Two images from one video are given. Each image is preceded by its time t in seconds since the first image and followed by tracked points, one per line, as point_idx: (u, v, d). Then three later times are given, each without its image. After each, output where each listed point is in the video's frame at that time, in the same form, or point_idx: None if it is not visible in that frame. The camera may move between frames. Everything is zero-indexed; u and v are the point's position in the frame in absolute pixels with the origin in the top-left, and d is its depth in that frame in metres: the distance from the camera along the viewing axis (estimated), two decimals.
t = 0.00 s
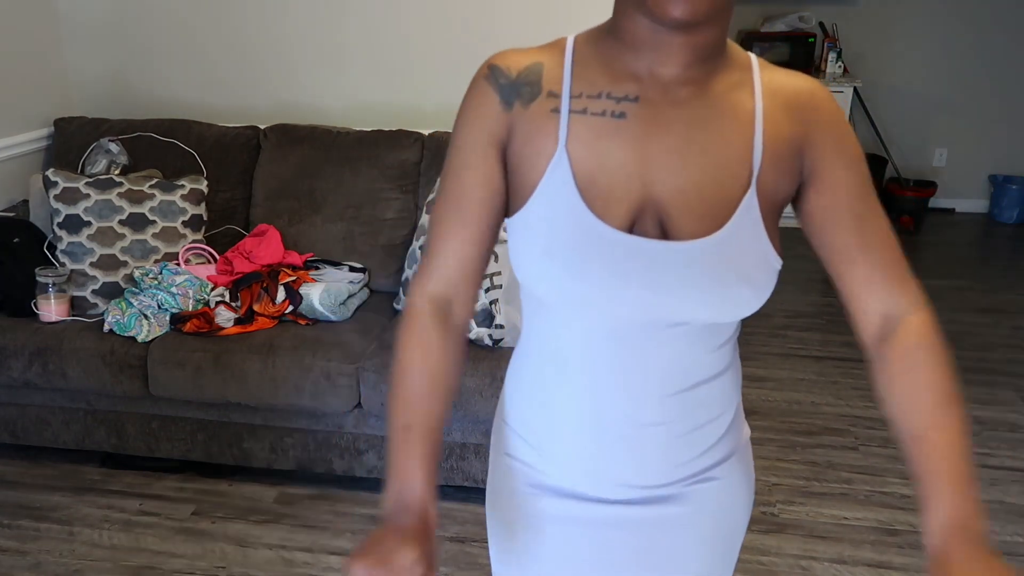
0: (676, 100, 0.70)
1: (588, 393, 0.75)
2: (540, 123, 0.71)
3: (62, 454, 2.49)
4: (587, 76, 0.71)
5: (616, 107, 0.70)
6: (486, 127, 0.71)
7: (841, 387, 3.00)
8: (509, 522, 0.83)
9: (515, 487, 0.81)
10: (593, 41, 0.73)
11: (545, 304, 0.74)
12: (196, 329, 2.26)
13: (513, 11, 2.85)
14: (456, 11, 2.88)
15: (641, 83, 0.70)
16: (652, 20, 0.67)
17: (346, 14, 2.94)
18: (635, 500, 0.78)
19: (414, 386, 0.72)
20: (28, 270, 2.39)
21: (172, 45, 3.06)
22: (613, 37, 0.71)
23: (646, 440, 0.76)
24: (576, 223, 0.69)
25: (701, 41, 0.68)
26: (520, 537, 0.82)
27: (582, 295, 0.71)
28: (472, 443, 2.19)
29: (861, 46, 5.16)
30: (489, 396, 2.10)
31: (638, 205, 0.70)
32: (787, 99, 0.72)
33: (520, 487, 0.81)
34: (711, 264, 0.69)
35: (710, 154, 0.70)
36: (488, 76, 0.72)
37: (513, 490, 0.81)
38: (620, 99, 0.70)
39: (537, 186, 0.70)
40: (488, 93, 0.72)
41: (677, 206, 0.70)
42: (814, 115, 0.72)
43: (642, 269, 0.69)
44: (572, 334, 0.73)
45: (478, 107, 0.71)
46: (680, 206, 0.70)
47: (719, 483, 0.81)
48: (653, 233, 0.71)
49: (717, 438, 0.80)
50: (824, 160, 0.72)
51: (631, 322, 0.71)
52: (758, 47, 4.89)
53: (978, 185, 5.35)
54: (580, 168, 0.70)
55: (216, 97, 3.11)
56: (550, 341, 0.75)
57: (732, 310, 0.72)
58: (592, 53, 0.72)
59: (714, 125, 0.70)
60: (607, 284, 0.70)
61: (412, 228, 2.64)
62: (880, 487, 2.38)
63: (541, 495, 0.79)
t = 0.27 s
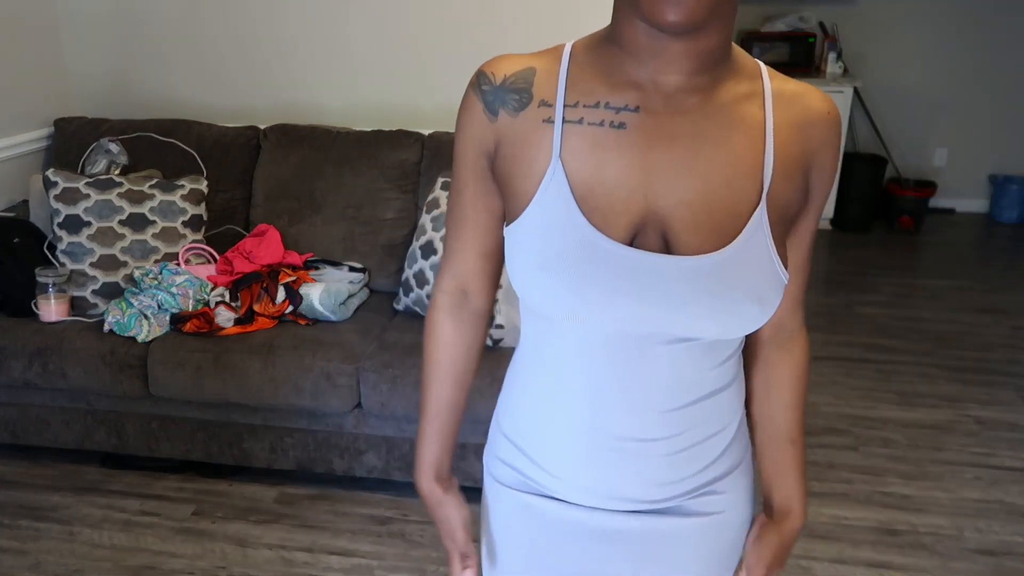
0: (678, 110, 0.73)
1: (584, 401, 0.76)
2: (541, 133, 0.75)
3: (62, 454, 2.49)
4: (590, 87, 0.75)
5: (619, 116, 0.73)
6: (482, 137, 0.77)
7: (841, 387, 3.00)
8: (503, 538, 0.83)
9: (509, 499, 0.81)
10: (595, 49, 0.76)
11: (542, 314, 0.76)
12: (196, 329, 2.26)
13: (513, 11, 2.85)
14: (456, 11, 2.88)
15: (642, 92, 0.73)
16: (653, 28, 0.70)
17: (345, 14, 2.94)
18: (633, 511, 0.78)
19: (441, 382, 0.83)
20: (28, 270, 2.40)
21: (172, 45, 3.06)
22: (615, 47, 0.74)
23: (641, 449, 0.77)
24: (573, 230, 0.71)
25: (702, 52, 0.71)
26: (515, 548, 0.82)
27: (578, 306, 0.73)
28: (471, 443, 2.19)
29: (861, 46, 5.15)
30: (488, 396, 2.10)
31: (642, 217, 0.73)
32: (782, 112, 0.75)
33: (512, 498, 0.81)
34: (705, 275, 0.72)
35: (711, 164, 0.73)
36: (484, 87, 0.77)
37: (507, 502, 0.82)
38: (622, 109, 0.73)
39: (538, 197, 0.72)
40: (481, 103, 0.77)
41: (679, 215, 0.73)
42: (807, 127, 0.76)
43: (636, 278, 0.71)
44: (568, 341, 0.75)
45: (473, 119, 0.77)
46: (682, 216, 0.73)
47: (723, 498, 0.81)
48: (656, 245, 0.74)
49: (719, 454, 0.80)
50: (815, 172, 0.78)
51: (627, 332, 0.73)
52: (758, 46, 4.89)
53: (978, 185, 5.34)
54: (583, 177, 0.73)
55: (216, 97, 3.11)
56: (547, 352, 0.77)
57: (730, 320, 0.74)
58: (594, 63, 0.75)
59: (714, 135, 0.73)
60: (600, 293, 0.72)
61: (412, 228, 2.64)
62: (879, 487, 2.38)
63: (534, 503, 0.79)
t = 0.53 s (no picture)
0: (681, 111, 0.73)
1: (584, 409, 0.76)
2: (543, 133, 0.75)
3: (62, 454, 2.49)
4: (592, 87, 0.74)
5: (622, 117, 0.73)
6: (484, 137, 0.77)
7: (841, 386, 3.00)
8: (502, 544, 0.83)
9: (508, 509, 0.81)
10: (596, 48, 0.76)
11: (541, 321, 0.76)
12: (196, 329, 2.26)
13: (513, 11, 2.85)
14: (456, 11, 2.88)
15: (644, 92, 0.73)
16: (656, 28, 0.70)
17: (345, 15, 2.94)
18: (635, 519, 0.78)
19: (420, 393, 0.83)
20: (28, 270, 2.40)
21: (172, 45, 3.06)
22: (617, 46, 0.74)
23: (642, 456, 0.77)
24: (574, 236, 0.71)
25: (704, 52, 0.71)
26: (515, 557, 0.83)
27: (579, 313, 0.73)
28: (471, 443, 2.19)
29: (862, 46, 5.15)
30: (488, 396, 2.10)
31: (644, 219, 0.73)
32: (786, 113, 0.75)
33: (512, 509, 0.81)
34: (706, 281, 0.72)
35: (714, 165, 0.73)
36: (487, 84, 0.77)
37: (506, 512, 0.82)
38: (624, 109, 0.73)
39: (541, 199, 0.72)
40: (483, 101, 0.77)
41: (680, 217, 0.73)
42: (811, 131, 0.76)
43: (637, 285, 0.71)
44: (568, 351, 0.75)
45: (477, 118, 0.77)
46: (684, 219, 0.73)
47: (722, 498, 0.81)
48: (657, 248, 0.74)
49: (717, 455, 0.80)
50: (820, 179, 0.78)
51: (627, 338, 0.73)
52: (758, 47, 4.89)
53: (978, 185, 5.34)
54: (585, 178, 0.73)
55: (216, 97, 3.11)
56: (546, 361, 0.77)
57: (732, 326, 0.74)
58: (598, 62, 0.75)
59: (717, 137, 0.73)
60: (601, 302, 0.72)
61: (412, 228, 2.64)
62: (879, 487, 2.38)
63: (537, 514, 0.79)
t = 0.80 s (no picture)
0: (668, 98, 0.74)
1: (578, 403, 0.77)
2: (533, 120, 0.75)
3: (62, 454, 2.49)
4: (584, 77, 0.75)
5: (611, 105, 0.74)
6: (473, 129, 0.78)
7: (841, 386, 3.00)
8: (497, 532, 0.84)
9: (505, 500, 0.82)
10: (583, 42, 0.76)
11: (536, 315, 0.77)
12: (196, 329, 2.26)
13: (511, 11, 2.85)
14: (456, 11, 2.88)
15: (631, 80, 0.74)
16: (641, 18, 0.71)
17: (345, 14, 2.94)
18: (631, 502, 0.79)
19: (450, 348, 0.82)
20: (28, 270, 2.40)
21: (172, 45, 3.06)
22: (604, 37, 0.75)
23: (636, 446, 0.78)
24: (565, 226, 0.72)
25: (689, 39, 0.72)
26: (516, 546, 0.84)
27: (574, 304, 0.73)
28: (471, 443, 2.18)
29: (861, 46, 5.16)
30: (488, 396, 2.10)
31: (631, 206, 0.74)
32: (772, 98, 0.75)
33: (511, 500, 0.82)
34: (701, 268, 0.72)
35: (702, 149, 0.73)
36: (477, 77, 0.78)
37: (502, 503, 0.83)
38: (611, 97, 0.74)
39: (529, 187, 0.73)
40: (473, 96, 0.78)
41: (670, 203, 0.74)
42: (799, 114, 0.77)
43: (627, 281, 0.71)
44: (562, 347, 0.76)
45: (465, 112, 0.78)
46: (674, 203, 0.74)
47: (713, 488, 0.82)
48: (647, 234, 0.74)
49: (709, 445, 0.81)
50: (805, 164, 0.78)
51: (623, 327, 0.73)
52: (758, 47, 4.89)
53: (978, 185, 5.35)
54: (572, 166, 0.74)
55: (215, 97, 3.11)
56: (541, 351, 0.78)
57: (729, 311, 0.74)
58: (585, 53, 0.76)
59: (705, 121, 0.73)
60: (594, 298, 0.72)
61: (412, 228, 2.64)
62: (879, 487, 2.38)
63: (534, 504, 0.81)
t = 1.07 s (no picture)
0: (632, 71, 0.81)
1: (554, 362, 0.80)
2: (513, 94, 0.82)
3: (62, 454, 2.49)
4: (562, 58, 0.82)
5: (582, 78, 0.81)
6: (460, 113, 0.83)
7: (841, 386, 3.00)
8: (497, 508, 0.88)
9: (496, 474, 0.85)
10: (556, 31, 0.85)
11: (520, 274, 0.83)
12: (196, 329, 2.26)
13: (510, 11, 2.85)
14: (456, 11, 2.88)
15: (600, 57, 0.82)
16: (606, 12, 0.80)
17: (345, 14, 2.94)
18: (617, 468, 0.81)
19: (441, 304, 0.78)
20: (28, 270, 2.40)
21: (172, 45, 3.06)
22: (574, 24, 0.83)
23: (616, 408, 0.80)
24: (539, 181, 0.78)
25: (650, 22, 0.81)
26: (510, 520, 0.86)
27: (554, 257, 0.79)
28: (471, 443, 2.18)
29: (861, 46, 5.16)
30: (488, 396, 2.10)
31: (603, 165, 0.80)
32: (730, 70, 0.82)
33: (504, 471, 0.85)
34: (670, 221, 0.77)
35: (666, 113, 0.80)
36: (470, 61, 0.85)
37: (494, 479, 0.86)
38: (581, 71, 0.81)
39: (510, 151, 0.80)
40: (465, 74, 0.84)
41: (637, 157, 0.79)
42: (758, 74, 0.82)
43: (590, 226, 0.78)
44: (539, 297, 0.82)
45: (451, 93, 0.84)
46: (642, 160, 0.79)
47: (694, 461, 0.82)
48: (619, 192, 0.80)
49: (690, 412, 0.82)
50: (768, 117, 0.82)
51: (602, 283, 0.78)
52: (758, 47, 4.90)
53: (978, 185, 5.35)
54: (550, 130, 0.80)
55: (215, 97, 3.11)
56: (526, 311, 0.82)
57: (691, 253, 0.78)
58: (559, 38, 0.84)
59: (666, 89, 0.80)
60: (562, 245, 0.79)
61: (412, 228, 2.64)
62: (879, 487, 2.38)
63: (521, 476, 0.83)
